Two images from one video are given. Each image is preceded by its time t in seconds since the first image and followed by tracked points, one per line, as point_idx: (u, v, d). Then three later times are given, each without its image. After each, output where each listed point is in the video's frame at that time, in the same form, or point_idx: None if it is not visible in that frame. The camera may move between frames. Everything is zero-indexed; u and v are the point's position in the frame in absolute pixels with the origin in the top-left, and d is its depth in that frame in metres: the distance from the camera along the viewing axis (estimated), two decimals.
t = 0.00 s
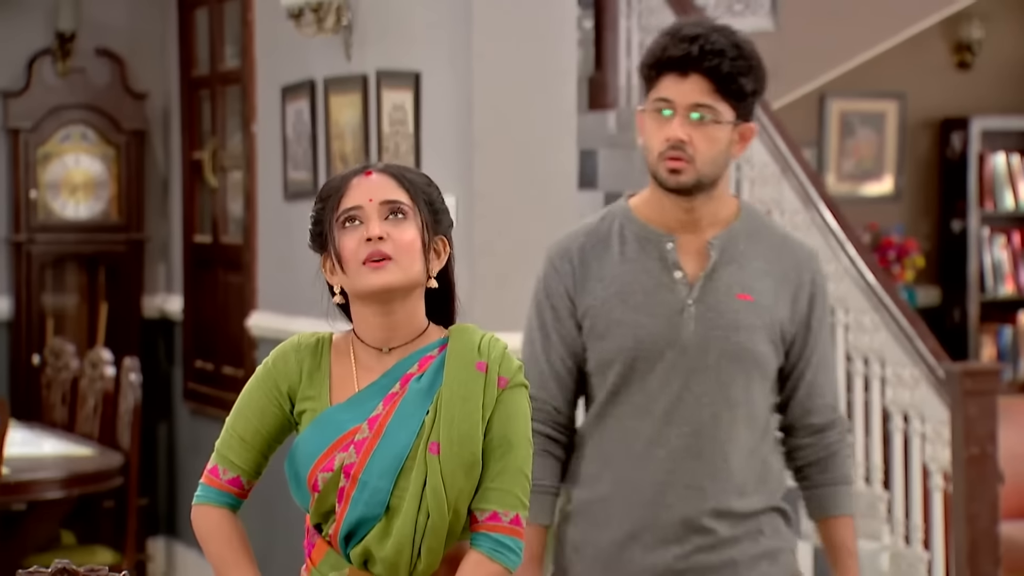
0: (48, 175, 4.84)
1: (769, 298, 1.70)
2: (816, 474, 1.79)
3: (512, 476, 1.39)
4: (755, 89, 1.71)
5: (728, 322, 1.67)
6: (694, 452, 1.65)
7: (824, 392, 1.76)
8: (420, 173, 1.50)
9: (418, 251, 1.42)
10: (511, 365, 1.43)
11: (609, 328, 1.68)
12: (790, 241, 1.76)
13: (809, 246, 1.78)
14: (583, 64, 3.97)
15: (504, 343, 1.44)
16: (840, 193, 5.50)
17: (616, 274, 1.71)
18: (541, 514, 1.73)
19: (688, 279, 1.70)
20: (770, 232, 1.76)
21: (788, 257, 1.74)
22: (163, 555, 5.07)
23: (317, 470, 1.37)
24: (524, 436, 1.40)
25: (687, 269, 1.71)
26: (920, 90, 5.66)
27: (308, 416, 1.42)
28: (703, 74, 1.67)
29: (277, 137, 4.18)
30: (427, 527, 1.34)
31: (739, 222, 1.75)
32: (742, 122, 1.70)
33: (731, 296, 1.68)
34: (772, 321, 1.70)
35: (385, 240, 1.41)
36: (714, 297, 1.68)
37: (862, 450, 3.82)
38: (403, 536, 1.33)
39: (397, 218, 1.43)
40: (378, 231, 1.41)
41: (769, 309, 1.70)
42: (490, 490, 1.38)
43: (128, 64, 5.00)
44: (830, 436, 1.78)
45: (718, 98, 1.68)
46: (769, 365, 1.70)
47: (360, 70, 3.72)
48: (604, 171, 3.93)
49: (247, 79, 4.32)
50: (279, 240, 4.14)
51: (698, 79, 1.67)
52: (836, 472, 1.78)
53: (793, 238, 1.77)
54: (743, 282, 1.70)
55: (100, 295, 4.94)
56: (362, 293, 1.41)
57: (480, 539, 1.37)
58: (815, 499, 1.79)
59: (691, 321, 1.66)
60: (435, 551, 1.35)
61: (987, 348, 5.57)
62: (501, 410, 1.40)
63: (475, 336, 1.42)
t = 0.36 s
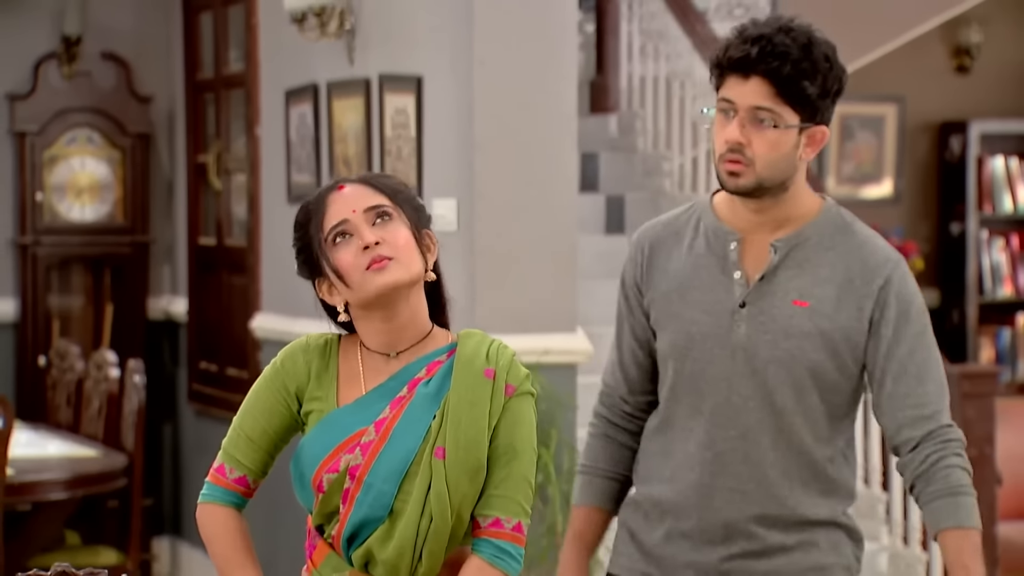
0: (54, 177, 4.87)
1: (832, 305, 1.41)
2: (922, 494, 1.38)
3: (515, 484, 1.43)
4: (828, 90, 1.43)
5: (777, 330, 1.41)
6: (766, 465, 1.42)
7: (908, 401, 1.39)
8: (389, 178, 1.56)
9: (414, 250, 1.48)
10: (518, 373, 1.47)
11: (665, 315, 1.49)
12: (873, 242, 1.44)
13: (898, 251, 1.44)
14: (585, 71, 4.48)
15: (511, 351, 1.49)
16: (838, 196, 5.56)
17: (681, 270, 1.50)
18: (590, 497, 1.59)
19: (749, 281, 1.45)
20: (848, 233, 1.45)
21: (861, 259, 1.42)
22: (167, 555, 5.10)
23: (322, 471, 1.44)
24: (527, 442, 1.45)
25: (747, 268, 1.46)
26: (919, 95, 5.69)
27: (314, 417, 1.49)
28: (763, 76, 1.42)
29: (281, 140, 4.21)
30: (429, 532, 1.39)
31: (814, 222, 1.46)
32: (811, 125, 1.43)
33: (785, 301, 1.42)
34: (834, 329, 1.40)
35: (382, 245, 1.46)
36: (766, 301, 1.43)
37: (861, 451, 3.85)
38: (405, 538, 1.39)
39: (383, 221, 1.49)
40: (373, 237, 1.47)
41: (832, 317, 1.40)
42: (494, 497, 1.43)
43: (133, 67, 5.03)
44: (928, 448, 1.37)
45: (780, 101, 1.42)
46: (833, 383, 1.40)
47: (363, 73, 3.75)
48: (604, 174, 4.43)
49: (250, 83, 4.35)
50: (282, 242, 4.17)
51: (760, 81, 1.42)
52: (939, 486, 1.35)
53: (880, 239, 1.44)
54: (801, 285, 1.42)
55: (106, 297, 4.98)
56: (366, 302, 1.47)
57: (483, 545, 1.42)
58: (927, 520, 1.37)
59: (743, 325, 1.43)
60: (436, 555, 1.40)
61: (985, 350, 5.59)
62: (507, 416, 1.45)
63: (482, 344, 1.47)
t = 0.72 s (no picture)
0: (46, 177, 4.88)
1: (825, 306, 1.41)
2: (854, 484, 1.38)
3: (498, 482, 1.46)
4: (811, 84, 1.44)
5: (770, 332, 1.42)
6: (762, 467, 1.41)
7: (880, 399, 1.37)
8: (370, 178, 1.58)
9: (393, 248, 1.50)
10: (501, 372, 1.49)
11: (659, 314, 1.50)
12: (865, 242, 1.44)
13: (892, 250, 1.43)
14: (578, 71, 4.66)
15: (494, 350, 1.51)
16: (828, 196, 5.58)
17: (675, 273, 1.51)
18: (599, 492, 1.53)
19: (742, 282, 1.46)
20: (841, 234, 1.45)
21: (852, 260, 1.42)
22: (160, 553, 5.12)
23: (308, 472, 1.45)
24: (510, 441, 1.48)
25: (741, 269, 1.47)
26: (909, 95, 5.71)
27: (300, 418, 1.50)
28: (744, 73, 1.42)
29: (272, 140, 4.23)
30: (416, 532, 1.41)
31: (808, 223, 1.46)
32: (797, 121, 1.44)
33: (777, 302, 1.42)
34: (825, 329, 1.40)
35: (359, 243, 1.48)
36: (759, 303, 1.43)
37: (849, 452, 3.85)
38: (392, 539, 1.41)
39: (364, 220, 1.51)
40: (350, 234, 1.49)
41: (823, 320, 1.40)
42: (476, 495, 1.46)
43: (126, 67, 5.06)
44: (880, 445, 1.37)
45: (762, 97, 1.42)
46: (825, 384, 1.41)
47: (354, 73, 3.77)
48: (596, 173, 4.56)
49: (242, 83, 4.36)
50: (273, 243, 4.19)
51: (741, 77, 1.42)
52: (871, 476, 1.36)
53: (871, 238, 1.45)
54: (795, 286, 1.43)
55: (98, 296, 5.00)
56: (348, 300, 1.49)
57: (465, 544, 1.45)
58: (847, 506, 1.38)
59: (735, 328, 1.43)
60: (424, 554, 1.42)
61: (975, 349, 5.60)
62: (491, 416, 1.47)
63: (465, 343, 1.49)
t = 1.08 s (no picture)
0: (34, 176, 4.90)
1: (766, 297, 1.44)
2: (829, 497, 1.47)
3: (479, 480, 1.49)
4: (727, 74, 1.48)
5: (716, 325, 1.42)
6: (716, 463, 1.42)
7: (833, 399, 1.46)
8: (312, 187, 1.58)
9: (338, 255, 1.51)
10: (486, 370, 1.52)
11: (594, 319, 1.47)
12: (794, 236, 1.49)
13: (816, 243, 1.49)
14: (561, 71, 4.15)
15: (480, 348, 1.53)
16: (810, 196, 5.64)
17: (607, 274, 1.49)
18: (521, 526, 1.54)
19: (679, 279, 1.46)
20: (766, 224, 1.49)
21: (788, 252, 1.46)
22: (148, 551, 5.14)
23: (294, 468, 1.49)
24: (493, 439, 1.50)
25: (676, 266, 1.47)
26: (890, 95, 5.77)
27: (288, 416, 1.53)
28: (661, 66, 1.46)
29: (259, 141, 4.25)
30: (400, 528, 1.45)
31: (735, 218, 1.49)
32: (717, 110, 1.48)
33: (720, 297, 1.44)
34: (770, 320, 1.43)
35: (305, 266, 1.50)
36: (701, 298, 1.44)
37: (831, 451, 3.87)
38: (375, 535, 1.45)
39: (307, 240, 1.52)
40: (294, 260, 1.51)
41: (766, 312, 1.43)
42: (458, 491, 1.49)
43: (114, 68, 5.08)
44: (842, 452, 1.46)
45: (681, 88, 1.46)
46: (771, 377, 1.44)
47: (340, 74, 3.83)
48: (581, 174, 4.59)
49: (229, 83, 4.39)
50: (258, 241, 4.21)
51: (658, 71, 1.46)
52: (848, 491, 1.45)
53: (792, 229, 1.49)
54: (733, 279, 1.45)
55: (86, 294, 5.03)
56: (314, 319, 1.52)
57: (445, 541, 1.48)
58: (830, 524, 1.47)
59: (680, 324, 1.43)
60: (406, 550, 1.46)
61: (957, 348, 5.65)
62: (474, 414, 1.50)
63: (451, 341, 1.52)
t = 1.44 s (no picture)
0: (29, 177, 4.93)
1: (708, 294, 1.57)
2: (759, 479, 1.59)
3: (466, 479, 1.42)
4: (648, 74, 1.55)
5: (664, 323, 1.54)
6: (666, 462, 1.53)
7: (769, 390, 1.58)
8: (307, 184, 1.55)
9: (335, 248, 1.48)
10: (471, 370, 1.46)
11: (541, 323, 1.56)
12: (725, 234, 1.62)
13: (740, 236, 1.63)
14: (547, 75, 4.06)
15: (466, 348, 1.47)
16: (800, 197, 5.68)
17: (550, 281, 1.58)
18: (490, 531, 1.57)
19: (622, 280, 1.57)
20: (702, 225, 1.62)
21: (723, 250, 1.60)
22: (142, 549, 5.18)
23: (281, 470, 1.44)
24: (481, 439, 1.44)
25: (618, 268, 1.58)
26: (880, 96, 5.80)
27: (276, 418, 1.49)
28: (584, 73, 1.51)
29: (252, 143, 4.28)
30: (386, 528, 1.38)
31: (668, 218, 1.61)
32: (641, 110, 1.54)
33: (665, 295, 1.55)
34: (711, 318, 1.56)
35: (303, 257, 1.47)
36: (645, 297, 1.55)
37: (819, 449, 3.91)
38: (360, 535, 1.38)
39: (303, 233, 1.49)
40: (291, 252, 1.47)
41: (707, 307, 1.56)
42: (444, 491, 1.42)
43: (108, 68, 5.11)
44: (775, 438, 1.59)
45: (605, 93, 1.52)
46: (715, 368, 1.57)
47: (332, 76, 3.87)
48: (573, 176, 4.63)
49: (222, 85, 4.42)
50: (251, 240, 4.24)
51: (582, 79, 1.52)
52: (775, 477, 1.57)
53: (725, 229, 1.63)
54: (675, 278, 1.57)
55: (80, 295, 5.05)
56: (303, 314, 1.48)
57: (431, 540, 1.40)
58: (755, 508, 1.59)
59: (628, 325, 1.54)
60: (393, 551, 1.39)
61: (945, 347, 5.69)
62: (460, 413, 1.44)
63: (437, 341, 1.47)
